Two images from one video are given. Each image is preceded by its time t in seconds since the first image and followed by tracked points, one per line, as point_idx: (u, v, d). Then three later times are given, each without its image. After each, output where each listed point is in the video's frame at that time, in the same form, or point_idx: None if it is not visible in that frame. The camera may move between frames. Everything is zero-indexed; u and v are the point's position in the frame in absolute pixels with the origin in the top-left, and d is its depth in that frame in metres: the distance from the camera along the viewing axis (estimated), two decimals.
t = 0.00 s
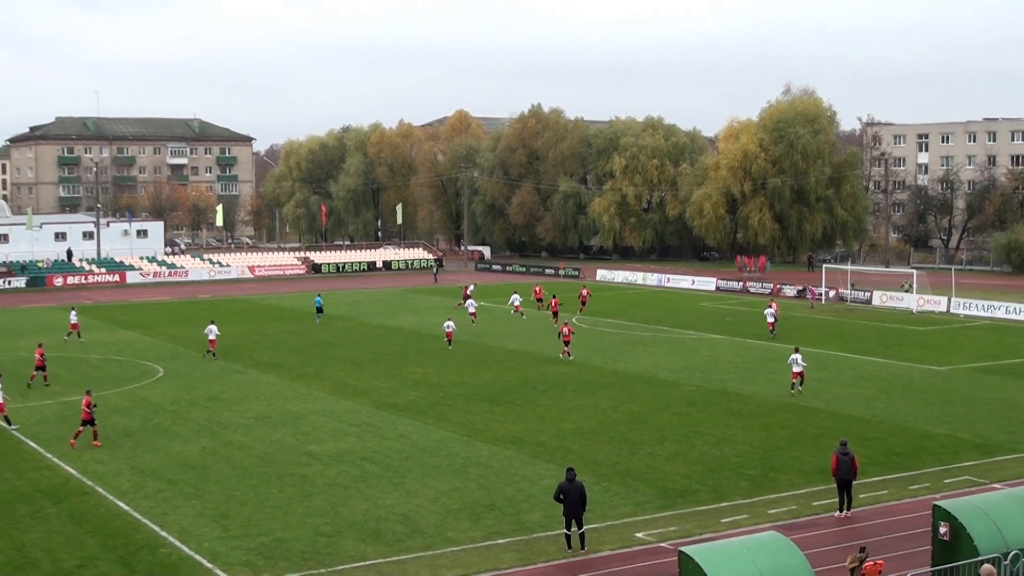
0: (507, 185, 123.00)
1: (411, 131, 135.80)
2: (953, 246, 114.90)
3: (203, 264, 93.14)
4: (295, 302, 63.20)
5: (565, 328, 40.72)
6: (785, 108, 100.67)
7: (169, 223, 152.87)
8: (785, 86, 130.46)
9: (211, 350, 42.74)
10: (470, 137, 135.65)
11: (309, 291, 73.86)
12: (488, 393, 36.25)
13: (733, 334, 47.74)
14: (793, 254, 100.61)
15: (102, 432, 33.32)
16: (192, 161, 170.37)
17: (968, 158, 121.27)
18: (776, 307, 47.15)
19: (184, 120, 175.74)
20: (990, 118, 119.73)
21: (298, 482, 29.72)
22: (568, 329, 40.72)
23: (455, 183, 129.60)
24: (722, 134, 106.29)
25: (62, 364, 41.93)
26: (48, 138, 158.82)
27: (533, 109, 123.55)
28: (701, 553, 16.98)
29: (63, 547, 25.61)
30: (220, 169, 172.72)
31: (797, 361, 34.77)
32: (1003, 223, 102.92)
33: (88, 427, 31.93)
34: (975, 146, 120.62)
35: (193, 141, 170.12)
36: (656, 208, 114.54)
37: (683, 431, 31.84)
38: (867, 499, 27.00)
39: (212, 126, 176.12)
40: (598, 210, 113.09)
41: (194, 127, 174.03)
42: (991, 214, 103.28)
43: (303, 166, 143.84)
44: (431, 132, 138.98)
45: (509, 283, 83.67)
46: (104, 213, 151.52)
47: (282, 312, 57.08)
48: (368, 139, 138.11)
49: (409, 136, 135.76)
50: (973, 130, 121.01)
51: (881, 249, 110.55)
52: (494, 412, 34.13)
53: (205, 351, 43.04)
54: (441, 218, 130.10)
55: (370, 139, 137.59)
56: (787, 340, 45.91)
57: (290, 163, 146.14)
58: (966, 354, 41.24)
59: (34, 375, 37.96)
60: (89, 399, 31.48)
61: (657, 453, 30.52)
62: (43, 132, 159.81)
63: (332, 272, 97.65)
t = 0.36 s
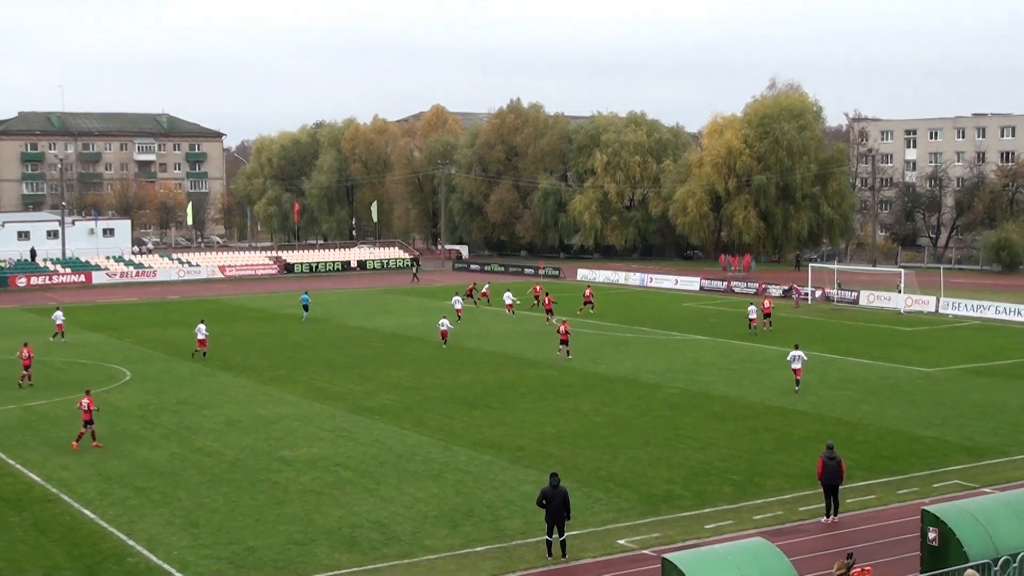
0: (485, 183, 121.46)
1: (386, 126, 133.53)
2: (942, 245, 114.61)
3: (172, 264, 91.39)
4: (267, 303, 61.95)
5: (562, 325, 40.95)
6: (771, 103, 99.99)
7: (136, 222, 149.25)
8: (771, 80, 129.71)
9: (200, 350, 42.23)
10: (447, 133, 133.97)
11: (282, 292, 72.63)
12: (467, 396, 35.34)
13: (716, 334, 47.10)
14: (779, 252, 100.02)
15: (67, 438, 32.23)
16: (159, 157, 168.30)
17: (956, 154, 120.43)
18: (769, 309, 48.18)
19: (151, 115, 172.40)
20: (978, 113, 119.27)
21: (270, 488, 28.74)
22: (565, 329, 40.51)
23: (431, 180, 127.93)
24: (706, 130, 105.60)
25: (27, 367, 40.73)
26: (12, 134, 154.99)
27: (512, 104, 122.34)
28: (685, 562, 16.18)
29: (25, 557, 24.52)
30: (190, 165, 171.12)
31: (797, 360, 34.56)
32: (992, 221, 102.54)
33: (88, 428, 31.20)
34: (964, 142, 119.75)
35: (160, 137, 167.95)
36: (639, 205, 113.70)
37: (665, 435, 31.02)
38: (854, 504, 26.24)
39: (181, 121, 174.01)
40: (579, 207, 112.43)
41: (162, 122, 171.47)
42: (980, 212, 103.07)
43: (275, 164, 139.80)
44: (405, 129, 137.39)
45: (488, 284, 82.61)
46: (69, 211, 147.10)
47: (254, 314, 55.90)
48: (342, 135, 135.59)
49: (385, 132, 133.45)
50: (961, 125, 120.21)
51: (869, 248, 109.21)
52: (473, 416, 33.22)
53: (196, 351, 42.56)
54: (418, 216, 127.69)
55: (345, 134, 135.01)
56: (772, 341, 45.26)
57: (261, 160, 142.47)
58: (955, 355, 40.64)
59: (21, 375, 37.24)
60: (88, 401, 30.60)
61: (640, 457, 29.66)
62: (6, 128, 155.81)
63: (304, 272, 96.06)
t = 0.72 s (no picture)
0: (463, 179, 120.09)
1: (361, 122, 131.54)
2: (930, 242, 114.56)
3: (140, 264, 89.84)
4: (237, 304, 60.73)
5: (556, 323, 40.59)
6: (756, 96, 99.35)
7: (103, 220, 146.56)
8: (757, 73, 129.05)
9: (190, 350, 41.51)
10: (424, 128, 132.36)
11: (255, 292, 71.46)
12: (445, 399, 34.48)
13: (702, 334, 46.44)
14: (764, 250, 99.40)
15: (32, 444, 31.14)
16: (127, 153, 164.97)
17: (946, 149, 120.30)
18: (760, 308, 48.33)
19: (118, 110, 169.05)
20: (968, 108, 118.93)
21: (242, 495, 27.77)
22: (561, 324, 40.30)
23: (407, 177, 126.33)
24: (689, 125, 104.98)
25: None
26: None
27: (491, 98, 121.14)
28: (668, 567, 15.41)
29: None
30: (160, 161, 167.34)
31: (792, 355, 34.66)
32: (982, 219, 102.58)
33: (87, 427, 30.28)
34: (954, 137, 119.57)
35: (128, 132, 164.64)
36: (621, 203, 112.88)
37: (649, 439, 30.25)
38: (841, 510, 25.50)
39: (151, 115, 170.24)
40: (560, 205, 111.07)
41: (129, 117, 167.68)
42: (970, 209, 103.11)
43: (247, 159, 137.65)
44: (381, 125, 135.64)
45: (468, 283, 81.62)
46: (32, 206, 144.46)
47: (225, 315, 54.77)
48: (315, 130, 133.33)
49: (360, 127, 131.69)
50: (951, 120, 120.12)
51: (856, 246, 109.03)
52: (451, 420, 32.36)
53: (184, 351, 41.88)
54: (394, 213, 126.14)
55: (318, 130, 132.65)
56: (757, 341, 44.64)
57: (232, 156, 139.93)
58: (944, 356, 40.11)
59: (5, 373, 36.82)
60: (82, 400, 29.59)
61: (622, 461, 28.87)
62: None
63: (277, 271, 94.62)
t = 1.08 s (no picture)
0: (440, 175, 119.03)
1: (336, 116, 129.07)
2: (919, 240, 114.15)
3: (108, 264, 88.43)
4: (207, 305, 59.71)
5: (552, 321, 40.30)
6: (742, 91, 98.79)
7: (69, 218, 144.32)
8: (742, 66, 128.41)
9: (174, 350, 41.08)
10: (400, 123, 130.83)
11: (227, 292, 70.68)
12: (422, 403, 33.65)
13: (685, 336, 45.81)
14: (749, 248, 98.85)
15: None
16: (94, 149, 163.61)
17: (935, 145, 120.17)
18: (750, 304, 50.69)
19: (84, 104, 167.40)
20: (957, 103, 118.78)
21: (213, 502, 26.84)
22: (555, 322, 40.00)
23: (383, 173, 124.87)
24: (673, 120, 104.32)
25: None
26: None
27: (468, 93, 119.95)
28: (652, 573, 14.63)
29: None
30: (127, 157, 166.32)
31: (785, 354, 34.48)
32: (972, 217, 102.43)
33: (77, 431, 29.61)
34: (943, 133, 119.41)
35: (94, 127, 163.13)
36: (603, 200, 112.18)
37: (632, 443, 29.53)
38: (829, 515, 24.82)
39: (117, 110, 169.00)
40: (540, 203, 110.08)
41: (95, 111, 166.20)
42: (961, 207, 102.80)
43: (219, 155, 133.99)
44: (356, 120, 133.89)
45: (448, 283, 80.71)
46: None
47: (196, 316, 53.77)
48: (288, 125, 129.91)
49: (334, 122, 128.83)
50: (940, 116, 120.12)
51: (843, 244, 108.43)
52: (428, 424, 31.52)
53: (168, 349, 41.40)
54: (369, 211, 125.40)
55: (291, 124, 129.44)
56: (741, 343, 44.04)
57: (203, 153, 136.73)
58: (932, 357, 39.61)
59: None
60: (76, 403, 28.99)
61: (605, 466, 28.10)
62: None
63: (249, 271, 93.09)
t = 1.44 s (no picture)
0: (420, 172, 118.06)
1: (311, 111, 128.00)
2: (910, 238, 113.75)
3: (76, 264, 86.65)
4: (180, 305, 58.69)
5: (550, 320, 40.00)
6: (728, 85, 98.15)
7: (35, 216, 141.88)
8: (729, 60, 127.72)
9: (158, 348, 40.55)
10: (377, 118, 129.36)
11: (201, 292, 69.66)
12: (401, 406, 32.82)
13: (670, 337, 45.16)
14: (736, 246, 98.25)
15: None
16: (61, 144, 161.60)
17: (926, 141, 119.50)
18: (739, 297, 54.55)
19: (51, 99, 165.39)
20: (948, 98, 118.31)
21: (185, 509, 25.88)
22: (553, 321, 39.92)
23: (360, 170, 123.93)
24: (658, 115, 103.63)
25: None
26: None
27: (447, 87, 118.93)
28: None
29: None
30: (96, 153, 164.66)
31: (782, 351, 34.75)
32: (964, 214, 101.93)
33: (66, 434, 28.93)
34: (935, 129, 118.95)
35: (61, 122, 161.09)
36: (587, 198, 111.49)
37: (617, 447, 28.79)
38: (819, 521, 24.12)
39: (83, 104, 167.20)
40: (522, 200, 108.93)
41: (61, 106, 164.24)
42: (953, 205, 101.96)
43: (191, 150, 132.43)
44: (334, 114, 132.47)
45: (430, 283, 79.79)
46: None
47: (169, 317, 52.76)
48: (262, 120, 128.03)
49: (310, 117, 128.07)
50: (931, 111, 119.38)
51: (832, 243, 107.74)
52: (406, 429, 30.71)
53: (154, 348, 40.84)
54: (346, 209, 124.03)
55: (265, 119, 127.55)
56: (726, 344, 43.43)
57: (174, 148, 134.11)
58: (923, 358, 39.10)
59: None
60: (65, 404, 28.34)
61: (587, 472, 27.35)
62: None
63: (223, 271, 91.29)
